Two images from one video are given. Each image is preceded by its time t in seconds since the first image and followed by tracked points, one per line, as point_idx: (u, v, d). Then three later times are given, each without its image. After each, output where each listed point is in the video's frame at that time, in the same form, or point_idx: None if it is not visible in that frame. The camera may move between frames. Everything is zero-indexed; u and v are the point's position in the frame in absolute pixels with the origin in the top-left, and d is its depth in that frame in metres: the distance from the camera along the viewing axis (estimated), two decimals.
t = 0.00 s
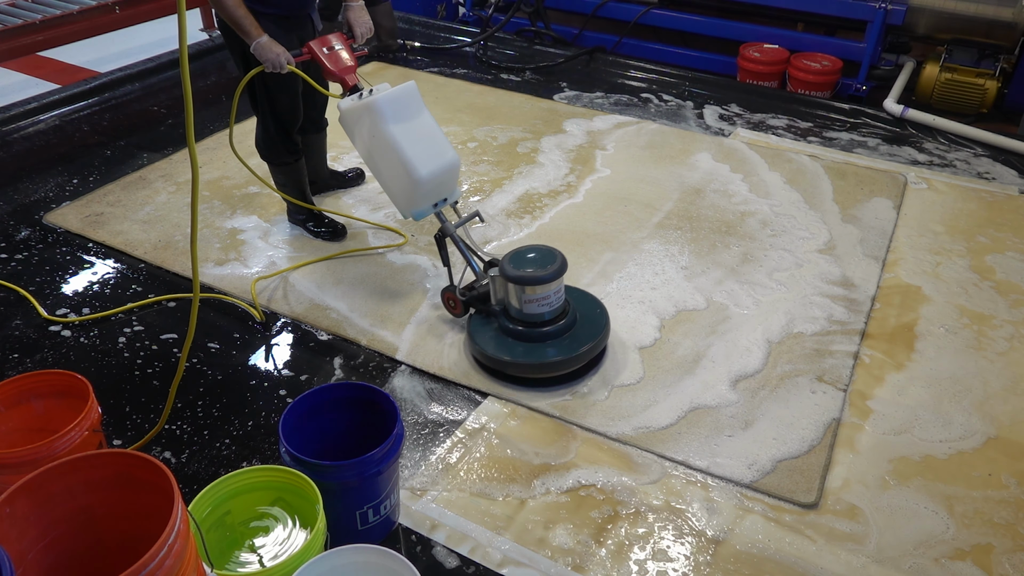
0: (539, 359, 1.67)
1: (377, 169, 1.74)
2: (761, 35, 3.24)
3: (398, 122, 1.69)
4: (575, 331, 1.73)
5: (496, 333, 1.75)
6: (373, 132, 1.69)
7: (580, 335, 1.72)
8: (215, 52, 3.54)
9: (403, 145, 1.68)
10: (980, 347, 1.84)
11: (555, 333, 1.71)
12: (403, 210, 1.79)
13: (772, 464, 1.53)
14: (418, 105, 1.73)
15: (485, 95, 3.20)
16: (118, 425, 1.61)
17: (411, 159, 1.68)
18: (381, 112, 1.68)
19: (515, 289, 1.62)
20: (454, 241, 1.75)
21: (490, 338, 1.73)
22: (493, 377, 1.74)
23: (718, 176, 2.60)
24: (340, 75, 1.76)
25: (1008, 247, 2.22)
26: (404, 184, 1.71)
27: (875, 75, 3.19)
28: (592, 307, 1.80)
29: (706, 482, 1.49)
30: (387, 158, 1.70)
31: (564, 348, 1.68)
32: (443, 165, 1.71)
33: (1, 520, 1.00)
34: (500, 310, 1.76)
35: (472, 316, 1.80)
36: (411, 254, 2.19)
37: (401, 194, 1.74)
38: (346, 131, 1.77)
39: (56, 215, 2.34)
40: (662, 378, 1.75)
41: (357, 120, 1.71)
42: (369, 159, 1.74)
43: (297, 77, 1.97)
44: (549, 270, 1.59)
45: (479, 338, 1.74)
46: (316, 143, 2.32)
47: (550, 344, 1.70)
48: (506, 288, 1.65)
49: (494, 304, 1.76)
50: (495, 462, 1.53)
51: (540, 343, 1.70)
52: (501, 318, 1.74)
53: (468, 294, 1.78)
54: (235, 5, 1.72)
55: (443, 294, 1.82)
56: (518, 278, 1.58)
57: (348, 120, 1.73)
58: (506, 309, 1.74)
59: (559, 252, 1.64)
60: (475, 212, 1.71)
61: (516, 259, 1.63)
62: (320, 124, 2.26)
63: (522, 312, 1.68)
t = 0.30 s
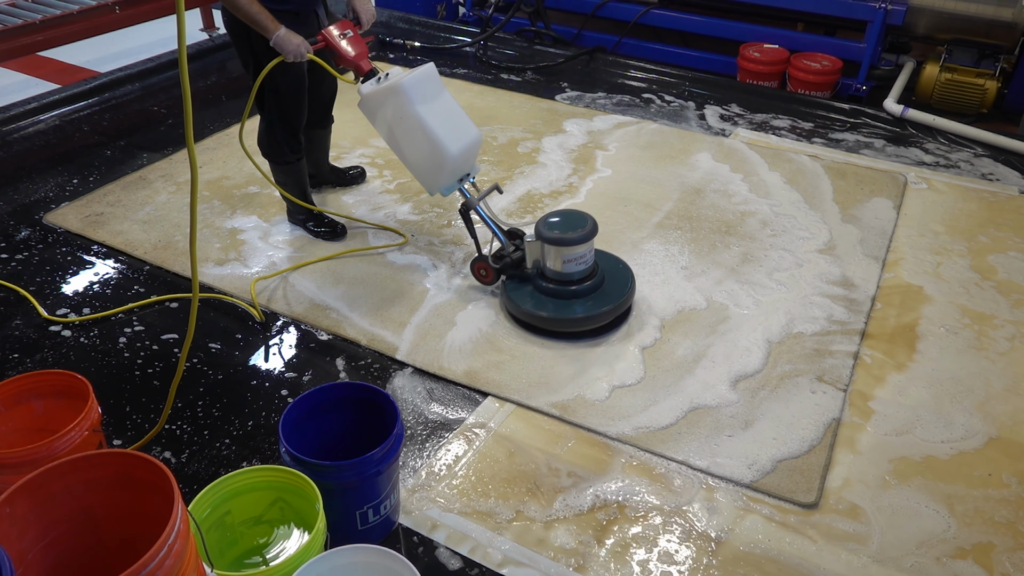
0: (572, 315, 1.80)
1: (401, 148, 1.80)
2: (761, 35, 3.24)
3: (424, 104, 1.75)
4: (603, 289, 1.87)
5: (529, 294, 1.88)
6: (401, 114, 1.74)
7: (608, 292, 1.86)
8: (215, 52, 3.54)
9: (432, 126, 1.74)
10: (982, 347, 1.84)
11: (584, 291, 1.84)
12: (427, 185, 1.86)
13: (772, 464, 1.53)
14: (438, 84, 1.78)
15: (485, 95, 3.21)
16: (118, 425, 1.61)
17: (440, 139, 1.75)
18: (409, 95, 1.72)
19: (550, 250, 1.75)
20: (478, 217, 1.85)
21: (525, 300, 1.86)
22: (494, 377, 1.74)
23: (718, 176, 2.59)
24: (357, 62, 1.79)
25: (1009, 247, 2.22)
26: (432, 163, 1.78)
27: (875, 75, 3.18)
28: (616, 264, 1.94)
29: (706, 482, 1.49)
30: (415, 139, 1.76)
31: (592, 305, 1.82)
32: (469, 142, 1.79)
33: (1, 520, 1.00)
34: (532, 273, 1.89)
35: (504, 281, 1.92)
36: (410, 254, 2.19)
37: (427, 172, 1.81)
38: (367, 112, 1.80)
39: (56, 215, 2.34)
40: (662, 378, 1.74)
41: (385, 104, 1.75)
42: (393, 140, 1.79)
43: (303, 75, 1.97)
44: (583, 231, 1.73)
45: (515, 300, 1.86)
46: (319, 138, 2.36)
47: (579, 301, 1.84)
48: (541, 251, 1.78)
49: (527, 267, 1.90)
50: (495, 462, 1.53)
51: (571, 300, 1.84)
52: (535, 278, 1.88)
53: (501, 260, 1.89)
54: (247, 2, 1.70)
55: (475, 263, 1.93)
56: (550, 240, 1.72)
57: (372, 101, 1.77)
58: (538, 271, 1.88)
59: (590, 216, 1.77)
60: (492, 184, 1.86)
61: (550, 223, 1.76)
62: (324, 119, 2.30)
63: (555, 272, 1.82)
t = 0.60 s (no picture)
0: (592, 264, 1.99)
1: (424, 124, 1.90)
2: (761, 35, 3.24)
3: (447, 80, 1.86)
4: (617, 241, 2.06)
5: (552, 251, 2.04)
6: (425, 91, 1.84)
7: (622, 244, 2.05)
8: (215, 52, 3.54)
9: (456, 101, 1.85)
10: (983, 348, 1.84)
11: (604, 245, 2.03)
12: (447, 159, 1.97)
13: (772, 464, 1.53)
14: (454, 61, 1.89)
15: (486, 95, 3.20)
16: (118, 425, 1.61)
17: (464, 114, 1.86)
18: (433, 72, 1.83)
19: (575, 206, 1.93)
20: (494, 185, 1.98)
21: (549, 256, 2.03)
22: (495, 377, 1.74)
23: (718, 176, 2.60)
24: (371, 46, 1.89)
25: (1010, 247, 2.22)
26: (456, 136, 1.89)
27: (876, 75, 3.18)
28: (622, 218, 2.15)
29: (706, 482, 1.49)
30: (439, 114, 1.86)
31: (610, 257, 2.00)
32: (488, 116, 1.91)
33: (1, 520, 1.00)
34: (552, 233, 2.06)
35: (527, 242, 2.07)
36: (410, 254, 2.19)
37: (450, 146, 1.92)
38: (388, 91, 1.89)
39: (56, 215, 2.34)
40: (662, 378, 1.74)
41: (408, 83, 1.85)
42: (416, 117, 1.88)
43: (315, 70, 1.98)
44: (602, 187, 1.93)
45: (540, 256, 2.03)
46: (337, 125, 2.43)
47: (599, 254, 2.02)
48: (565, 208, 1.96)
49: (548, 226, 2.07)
50: (495, 462, 1.53)
51: (591, 253, 2.02)
52: (557, 235, 2.05)
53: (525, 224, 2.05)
54: None
55: (500, 229, 2.07)
56: (577, 196, 1.91)
57: (395, 80, 1.86)
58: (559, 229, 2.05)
59: (608, 175, 1.97)
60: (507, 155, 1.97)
61: (572, 182, 1.95)
62: (340, 105, 2.39)
63: (578, 227, 2.00)
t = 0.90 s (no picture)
0: (608, 219, 2.19)
1: (446, 104, 2.02)
2: (761, 35, 3.24)
3: (465, 60, 1.99)
4: (627, 199, 2.27)
5: (569, 209, 2.25)
6: (446, 73, 1.97)
7: (631, 202, 2.26)
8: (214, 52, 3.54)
9: (476, 79, 1.99)
10: (984, 348, 1.84)
11: (616, 202, 2.24)
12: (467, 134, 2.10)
13: (772, 464, 1.53)
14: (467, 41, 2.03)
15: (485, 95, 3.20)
16: (118, 425, 1.61)
17: (483, 91, 2.00)
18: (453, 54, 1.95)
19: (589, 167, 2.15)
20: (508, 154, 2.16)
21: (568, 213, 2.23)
22: (495, 377, 1.75)
23: (718, 176, 2.60)
24: (388, 33, 1.94)
25: (1011, 247, 2.22)
26: (477, 113, 2.02)
27: (875, 75, 3.18)
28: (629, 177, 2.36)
29: (706, 482, 1.49)
30: (460, 93, 1.99)
31: (623, 212, 2.22)
32: (504, 91, 2.05)
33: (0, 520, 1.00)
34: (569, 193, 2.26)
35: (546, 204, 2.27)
36: (410, 254, 2.19)
37: (471, 122, 2.05)
38: (409, 75, 2.01)
39: (56, 215, 2.34)
40: (662, 378, 1.74)
41: (429, 65, 1.97)
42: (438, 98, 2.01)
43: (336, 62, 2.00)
44: (612, 148, 2.14)
45: (559, 214, 2.24)
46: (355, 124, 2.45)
47: (612, 210, 2.23)
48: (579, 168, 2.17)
49: (564, 189, 2.27)
50: (495, 461, 1.53)
51: (605, 211, 2.23)
52: (573, 196, 2.26)
53: (543, 187, 2.25)
54: None
55: (521, 195, 2.27)
56: (591, 156, 2.13)
57: (416, 64, 1.98)
58: (575, 190, 2.26)
59: (616, 138, 2.20)
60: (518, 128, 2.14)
61: (584, 145, 2.16)
62: (349, 104, 2.40)
63: (592, 186, 2.21)
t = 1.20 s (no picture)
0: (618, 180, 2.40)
1: (476, 77, 2.22)
2: (761, 35, 3.24)
3: (493, 36, 2.19)
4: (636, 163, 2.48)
5: (584, 172, 2.46)
6: (478, 48, 2.17)
7: (640, 167, 2.47)
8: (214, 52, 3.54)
9: (504, 52, 2.20)
10: (986, 348, 1.83)
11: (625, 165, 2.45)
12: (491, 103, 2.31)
13: (772, 463, 1.53)
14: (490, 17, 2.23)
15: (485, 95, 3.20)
16: (118, 425, 1.61)
17: (510, 64, 2.21)
18: (484, 30, 2.15)
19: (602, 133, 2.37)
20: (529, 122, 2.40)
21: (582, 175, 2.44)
22: (495, 376, 1.75)
23: (719, 176, 2.60)
24: (420, 8, 2.09)
25: (1012, 246, 2.22)
26: (504, 84, 2.24)
27: (875, 75, 3.18)
28: (639, 145, 2.58)
29: (706, 482, 1.49)
30: (490, 66, 2.20)
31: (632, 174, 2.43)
32: (525, 64, 2.28)
33: (0, 520, 1.00)
34: (583, 157, 2.48)
35: (563, 167, 2.48)
36: (410, 253, 2.18)
37: (498, 93, 2.26)
38: (441, 49, 2.19)
39: (56, 215, 2.34)
40: (662, 378, 1.74)
41: (462, 40, 2.16)
42: (469, 71, 2.20)
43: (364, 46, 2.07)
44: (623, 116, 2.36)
45: (575, 176, 2.45)
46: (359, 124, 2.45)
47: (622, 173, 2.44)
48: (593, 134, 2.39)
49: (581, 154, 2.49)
50: (494, 462, 1.53)
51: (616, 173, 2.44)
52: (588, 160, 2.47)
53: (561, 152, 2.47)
54: None
55: (541, 160, 2.49)
56: (605, 123, 2.35)
57: (449, 39, 2.17)
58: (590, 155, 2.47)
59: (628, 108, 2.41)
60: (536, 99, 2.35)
61: (598, 113, 2.39)
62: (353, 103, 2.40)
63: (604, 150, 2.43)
